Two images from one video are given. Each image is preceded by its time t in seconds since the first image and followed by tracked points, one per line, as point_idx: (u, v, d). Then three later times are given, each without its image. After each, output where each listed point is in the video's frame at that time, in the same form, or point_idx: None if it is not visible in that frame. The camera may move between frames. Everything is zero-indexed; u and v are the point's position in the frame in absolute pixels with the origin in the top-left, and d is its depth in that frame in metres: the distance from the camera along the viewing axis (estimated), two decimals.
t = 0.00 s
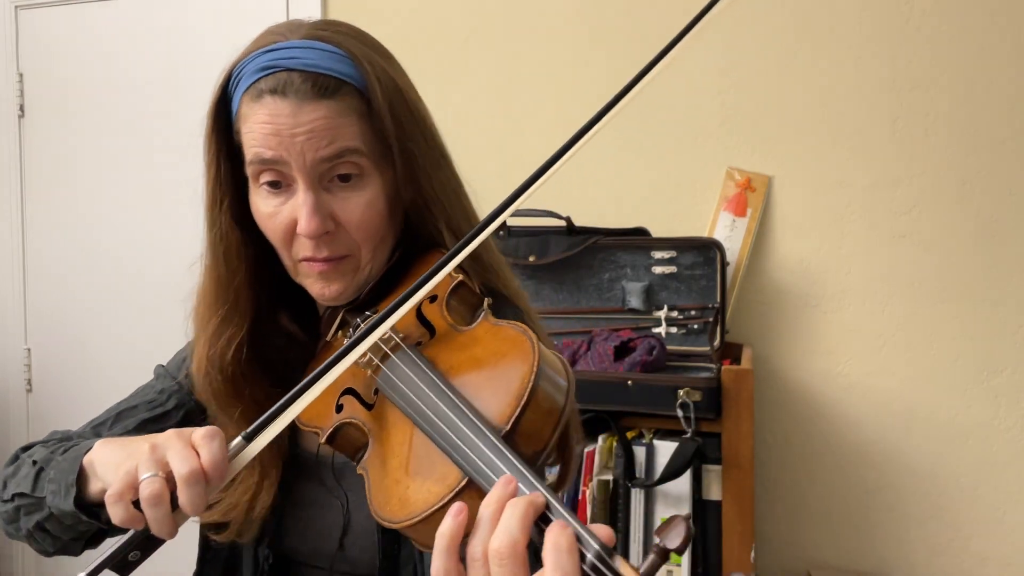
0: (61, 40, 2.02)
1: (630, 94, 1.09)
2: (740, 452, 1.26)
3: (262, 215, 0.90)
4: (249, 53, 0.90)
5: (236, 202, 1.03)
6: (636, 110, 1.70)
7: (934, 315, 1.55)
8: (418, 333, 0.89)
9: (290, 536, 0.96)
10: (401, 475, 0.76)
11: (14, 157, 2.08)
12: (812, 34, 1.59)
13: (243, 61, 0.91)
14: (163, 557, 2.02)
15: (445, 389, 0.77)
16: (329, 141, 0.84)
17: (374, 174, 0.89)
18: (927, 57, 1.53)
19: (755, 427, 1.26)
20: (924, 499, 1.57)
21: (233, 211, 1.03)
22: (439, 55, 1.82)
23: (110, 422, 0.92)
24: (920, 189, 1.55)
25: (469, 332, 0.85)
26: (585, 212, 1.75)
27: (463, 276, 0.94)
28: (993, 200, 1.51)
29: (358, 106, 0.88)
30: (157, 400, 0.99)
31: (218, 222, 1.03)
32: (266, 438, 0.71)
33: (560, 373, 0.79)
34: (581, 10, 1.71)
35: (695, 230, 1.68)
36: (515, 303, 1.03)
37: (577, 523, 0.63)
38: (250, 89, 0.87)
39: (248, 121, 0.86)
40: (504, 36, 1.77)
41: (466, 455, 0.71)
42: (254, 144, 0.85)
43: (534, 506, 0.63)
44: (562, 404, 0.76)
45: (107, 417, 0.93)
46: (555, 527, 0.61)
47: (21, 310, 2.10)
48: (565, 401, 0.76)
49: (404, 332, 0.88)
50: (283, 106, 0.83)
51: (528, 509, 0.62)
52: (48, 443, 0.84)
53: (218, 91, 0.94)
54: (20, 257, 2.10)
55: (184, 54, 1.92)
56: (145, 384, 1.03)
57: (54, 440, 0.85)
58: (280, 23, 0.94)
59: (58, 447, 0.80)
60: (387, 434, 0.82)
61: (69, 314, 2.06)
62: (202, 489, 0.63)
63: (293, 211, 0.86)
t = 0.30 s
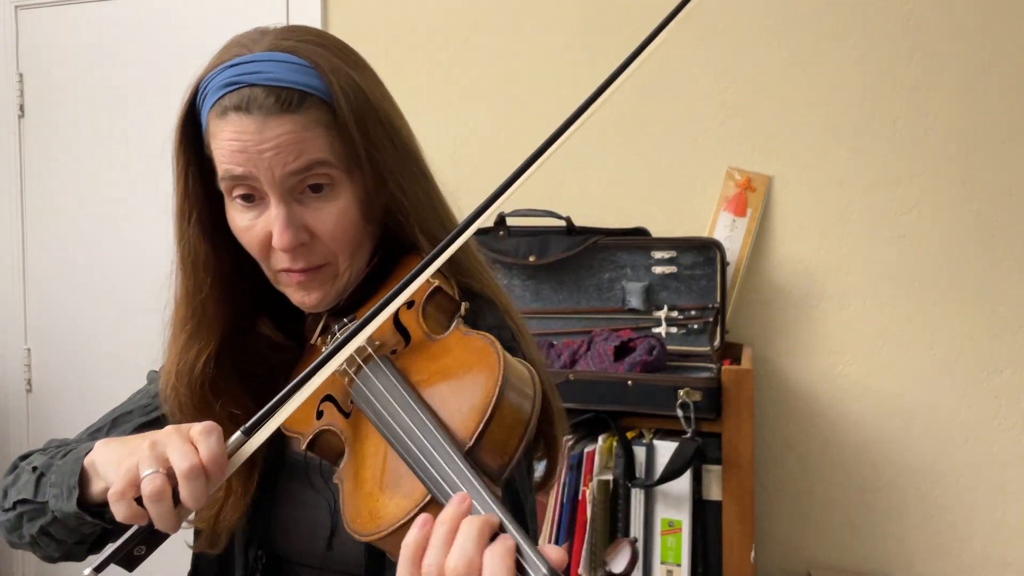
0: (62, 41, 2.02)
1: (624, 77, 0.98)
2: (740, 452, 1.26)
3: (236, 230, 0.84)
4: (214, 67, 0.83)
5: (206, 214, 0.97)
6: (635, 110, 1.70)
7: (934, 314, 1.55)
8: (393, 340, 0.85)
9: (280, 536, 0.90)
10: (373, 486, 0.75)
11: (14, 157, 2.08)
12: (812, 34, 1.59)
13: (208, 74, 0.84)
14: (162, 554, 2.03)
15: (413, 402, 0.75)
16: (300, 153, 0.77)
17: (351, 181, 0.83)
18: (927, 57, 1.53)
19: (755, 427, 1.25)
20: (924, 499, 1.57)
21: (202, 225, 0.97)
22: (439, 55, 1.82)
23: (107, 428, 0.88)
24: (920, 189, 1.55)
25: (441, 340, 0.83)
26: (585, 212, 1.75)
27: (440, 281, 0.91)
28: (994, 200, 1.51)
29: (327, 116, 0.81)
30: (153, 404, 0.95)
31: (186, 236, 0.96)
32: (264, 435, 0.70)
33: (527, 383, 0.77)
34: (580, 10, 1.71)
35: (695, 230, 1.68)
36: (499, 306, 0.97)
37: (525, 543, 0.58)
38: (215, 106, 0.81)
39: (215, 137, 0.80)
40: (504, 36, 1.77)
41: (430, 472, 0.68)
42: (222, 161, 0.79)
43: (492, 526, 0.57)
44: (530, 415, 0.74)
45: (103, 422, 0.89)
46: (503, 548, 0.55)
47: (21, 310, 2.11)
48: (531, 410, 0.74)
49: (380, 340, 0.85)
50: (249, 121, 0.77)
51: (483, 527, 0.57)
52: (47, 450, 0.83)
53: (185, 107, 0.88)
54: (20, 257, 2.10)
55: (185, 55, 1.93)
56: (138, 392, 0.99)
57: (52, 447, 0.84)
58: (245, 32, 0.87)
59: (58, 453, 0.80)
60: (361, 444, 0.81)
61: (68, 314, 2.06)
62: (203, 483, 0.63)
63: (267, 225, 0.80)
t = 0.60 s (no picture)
0: (61, 40, 2.02)
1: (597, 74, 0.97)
2: (740, 451, 1.26)
3: (215, 232, 0.83)
4: (188, 71, 0.82)
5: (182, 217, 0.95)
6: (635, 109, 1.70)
7: (934, 314, 1.55)
8: (369, 336, 0.83)
9: (265, 534, 0.88)
10: (346, 477, 0.74)
11: (14, 157, 2.08)
12: (813, 34, 1.59)
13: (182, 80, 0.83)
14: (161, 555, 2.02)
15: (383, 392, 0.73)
16: (273, 153, 0.76)
17: (327, 178, 0.81)
18: (927, 57, 1.53)
19: (755, 427, 1.25)
20: (924, 499, 1.57)
21: (176, 228, 0.95)
22: (439, 55, 1.82)
23: (93, 432, 0.90)
24: (920, 188, 1.55)
25: (413, 332, 0.80)
26: (585, 212, 1.75)
27: (416, 276, 0.86)
28: (994, 200, 1.51)
29: (299, 116, 0.79)
30: (140, 408, 0.96)
31: (165, 237, 0.95)
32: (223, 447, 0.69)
33: (497, 369, 0.75)
34: (581, 10, 1.71)
35: (695, 230, 1.68)
36: (477, 301, 0.92)
37: (481, 521, 0.58)
38: (190, 109, 0.79)
39: (190, 141, 0.79)
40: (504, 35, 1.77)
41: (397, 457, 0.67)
42: (196, 163, 0.78)
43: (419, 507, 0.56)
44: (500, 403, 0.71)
45: (90, 426, 0.90)
46: (449, 531, 0.56)
47: (21, 310, 2.10)
48: (501, 397, 0.72)
49: (355, 335, 0.83)
50: (221, 122, 0.76)
51: (423, 513, 0.56)
52: (32, 456, 0.83)
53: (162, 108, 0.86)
54: (20, 257, 2.10)
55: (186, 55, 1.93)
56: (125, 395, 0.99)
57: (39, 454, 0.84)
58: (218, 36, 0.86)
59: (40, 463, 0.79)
60: (337, 437, 0.79)
61: (68, 314, 2.06)
62: (157, 499, 0.63)
63: (242, 226, 0.79)
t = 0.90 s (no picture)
0: (62, 40, 2.02)
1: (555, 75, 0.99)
2: (740, 451, 1.26)
3: (195, 225, 0.83)
4: (170, 68, 0.82)
5: (163, 213, 0.94)
6: (635, 109, 1.70)
7: (934, 314, 1.55)
8: (339, 324, 0.81)
9: (241, 527, 0.87)
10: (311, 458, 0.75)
11: (14, 157, 2.08)
12: (813, 34, 1.58)
13: (164, 76, 0.83)
14: (144, 547, 2.03)
15: (345, 371, 0.74)
16: (249, 146, 0.76)
17: (304, 172, 0.81)
18: (927, 57, 1.53)
19: (755, 427, 1.25)
20: (925, 500, 1.57)
21: (156, 224, 0.95)
22: (439, 55, 1.82)
23: (74, 429, 0.91)
24: (920, 189, 1.55)
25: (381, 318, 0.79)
26: (585, 212, 1.75)
27: (388, 267, 0.85)
28: (995, 200, 1.51)
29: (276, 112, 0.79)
30: (122, 405, 0.95)
31: (146, 231, 0.95)
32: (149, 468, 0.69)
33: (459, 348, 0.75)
34: (580, 10, 1.71)
35: (695, 230, 1.68)
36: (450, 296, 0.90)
37: (427, 484, 0.58)
38: (169, 103, 0.79)
39: (169, 135, 0.79)
40: (504, 35, 1.77)
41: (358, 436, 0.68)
42: (175, 157, 0.78)
43: (364, 467, 0.55)
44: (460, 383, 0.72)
45: (72, 424, 0.91)
46: (395, 490, 0.57)
47: (20, 310, 2.10)
48: (460, 377, 0.72)
49: (326, 324, 0.80)
50: (198, 115, 0.76)
51: (368, 465, 0.55)
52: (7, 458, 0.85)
53: (144, 107, 0.87)
54: (20, 256, 2.10)
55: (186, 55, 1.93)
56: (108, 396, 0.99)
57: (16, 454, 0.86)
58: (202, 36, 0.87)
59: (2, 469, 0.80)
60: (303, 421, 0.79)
61: (68, 314, 2.06)
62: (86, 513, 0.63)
63: (219, 220, 0.79)
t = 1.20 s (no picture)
0: (62, 41, 2.02)
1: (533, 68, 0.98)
2: (740, 451, 1.26)
3: (175, 214, 0.83)
4: (160, 61, 0.83)
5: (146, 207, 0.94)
6: (635, 109, 1.70)
7: (934, 314, 1.55)
8: (308, 314, 0.82)
9: (212, 520, 0.85)
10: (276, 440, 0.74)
11: (14, 157, 2.08)
12: (813, 35, 1.59)
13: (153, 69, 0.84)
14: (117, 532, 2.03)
15: (309, 356, 0.74)
16: (234, 137, 0.76)
17: (286, 166, 0.80)
18: (926, 57, 1.53)
19: (755, 427, 1.25)
20: (925, 500, 1.57)
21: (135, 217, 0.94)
22: (438, 55, 1.82)
23: (50, 425, 0.88)
24: (920, 188, 1.55)
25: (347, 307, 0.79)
26: (585, 212, 1.75)
27: (359, 261, 0.84)
28: (994, 201, 1.51)
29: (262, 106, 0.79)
30: (97, 405, 0.93)
31: (131, 222, 0.94)
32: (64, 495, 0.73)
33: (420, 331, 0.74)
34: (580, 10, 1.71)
35: (695, 230, 1.68)
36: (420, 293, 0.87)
37: (375, 453, 0.60)
38: (158, 95, 0.80)
39: (156, 125, 0.79)
40: (503, 36, 1.77)
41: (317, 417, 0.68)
42: (160, 146, 0.79)
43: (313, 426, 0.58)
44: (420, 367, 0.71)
45: (48, 420, 0.89)
46: (340, 454, 0.58)
47: (20, 311, 2.10)
48: (419, 362, 0.71)
49: (295, 314, 0.82)
50: (186, 106, 0.76)
51: (319, 424, 0.58)
52: None
53: (133, 98, 0.86)
54: (20, 257, 2.10)
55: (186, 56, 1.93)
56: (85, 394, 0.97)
57: None
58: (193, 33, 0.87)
59: None
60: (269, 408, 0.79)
61: (68, 315, 2.06)
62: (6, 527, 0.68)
63: (200, 209, 0.79)
